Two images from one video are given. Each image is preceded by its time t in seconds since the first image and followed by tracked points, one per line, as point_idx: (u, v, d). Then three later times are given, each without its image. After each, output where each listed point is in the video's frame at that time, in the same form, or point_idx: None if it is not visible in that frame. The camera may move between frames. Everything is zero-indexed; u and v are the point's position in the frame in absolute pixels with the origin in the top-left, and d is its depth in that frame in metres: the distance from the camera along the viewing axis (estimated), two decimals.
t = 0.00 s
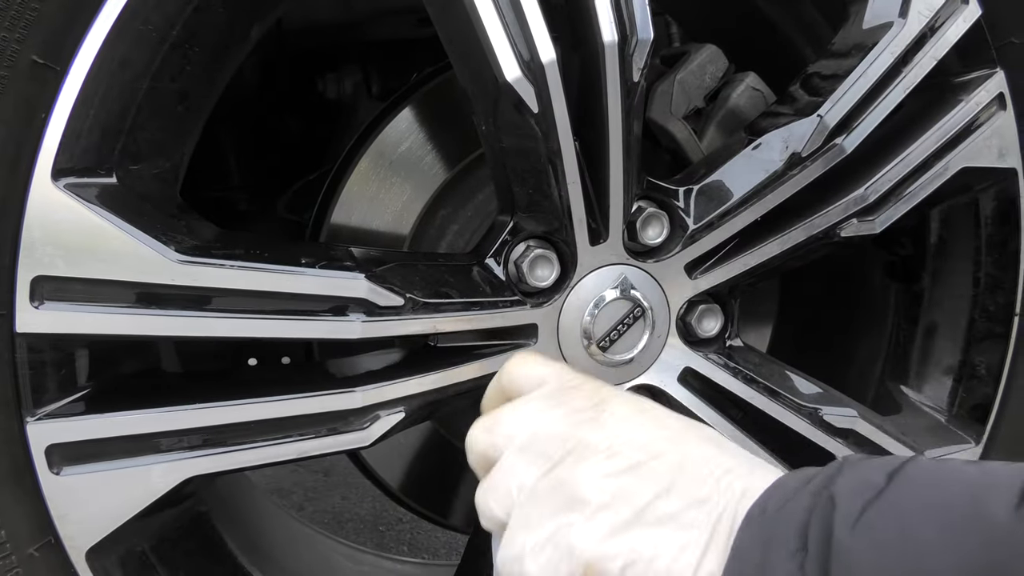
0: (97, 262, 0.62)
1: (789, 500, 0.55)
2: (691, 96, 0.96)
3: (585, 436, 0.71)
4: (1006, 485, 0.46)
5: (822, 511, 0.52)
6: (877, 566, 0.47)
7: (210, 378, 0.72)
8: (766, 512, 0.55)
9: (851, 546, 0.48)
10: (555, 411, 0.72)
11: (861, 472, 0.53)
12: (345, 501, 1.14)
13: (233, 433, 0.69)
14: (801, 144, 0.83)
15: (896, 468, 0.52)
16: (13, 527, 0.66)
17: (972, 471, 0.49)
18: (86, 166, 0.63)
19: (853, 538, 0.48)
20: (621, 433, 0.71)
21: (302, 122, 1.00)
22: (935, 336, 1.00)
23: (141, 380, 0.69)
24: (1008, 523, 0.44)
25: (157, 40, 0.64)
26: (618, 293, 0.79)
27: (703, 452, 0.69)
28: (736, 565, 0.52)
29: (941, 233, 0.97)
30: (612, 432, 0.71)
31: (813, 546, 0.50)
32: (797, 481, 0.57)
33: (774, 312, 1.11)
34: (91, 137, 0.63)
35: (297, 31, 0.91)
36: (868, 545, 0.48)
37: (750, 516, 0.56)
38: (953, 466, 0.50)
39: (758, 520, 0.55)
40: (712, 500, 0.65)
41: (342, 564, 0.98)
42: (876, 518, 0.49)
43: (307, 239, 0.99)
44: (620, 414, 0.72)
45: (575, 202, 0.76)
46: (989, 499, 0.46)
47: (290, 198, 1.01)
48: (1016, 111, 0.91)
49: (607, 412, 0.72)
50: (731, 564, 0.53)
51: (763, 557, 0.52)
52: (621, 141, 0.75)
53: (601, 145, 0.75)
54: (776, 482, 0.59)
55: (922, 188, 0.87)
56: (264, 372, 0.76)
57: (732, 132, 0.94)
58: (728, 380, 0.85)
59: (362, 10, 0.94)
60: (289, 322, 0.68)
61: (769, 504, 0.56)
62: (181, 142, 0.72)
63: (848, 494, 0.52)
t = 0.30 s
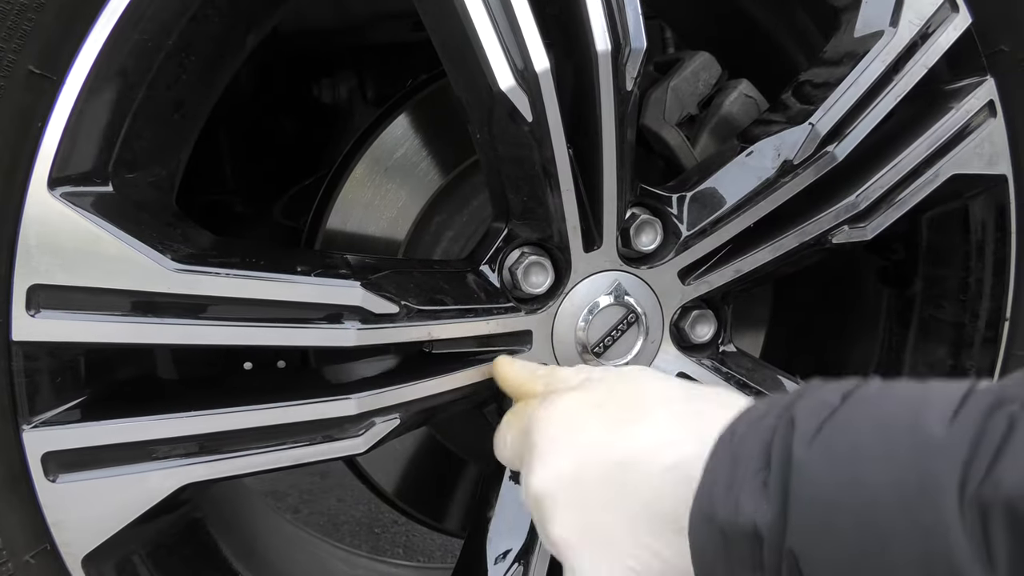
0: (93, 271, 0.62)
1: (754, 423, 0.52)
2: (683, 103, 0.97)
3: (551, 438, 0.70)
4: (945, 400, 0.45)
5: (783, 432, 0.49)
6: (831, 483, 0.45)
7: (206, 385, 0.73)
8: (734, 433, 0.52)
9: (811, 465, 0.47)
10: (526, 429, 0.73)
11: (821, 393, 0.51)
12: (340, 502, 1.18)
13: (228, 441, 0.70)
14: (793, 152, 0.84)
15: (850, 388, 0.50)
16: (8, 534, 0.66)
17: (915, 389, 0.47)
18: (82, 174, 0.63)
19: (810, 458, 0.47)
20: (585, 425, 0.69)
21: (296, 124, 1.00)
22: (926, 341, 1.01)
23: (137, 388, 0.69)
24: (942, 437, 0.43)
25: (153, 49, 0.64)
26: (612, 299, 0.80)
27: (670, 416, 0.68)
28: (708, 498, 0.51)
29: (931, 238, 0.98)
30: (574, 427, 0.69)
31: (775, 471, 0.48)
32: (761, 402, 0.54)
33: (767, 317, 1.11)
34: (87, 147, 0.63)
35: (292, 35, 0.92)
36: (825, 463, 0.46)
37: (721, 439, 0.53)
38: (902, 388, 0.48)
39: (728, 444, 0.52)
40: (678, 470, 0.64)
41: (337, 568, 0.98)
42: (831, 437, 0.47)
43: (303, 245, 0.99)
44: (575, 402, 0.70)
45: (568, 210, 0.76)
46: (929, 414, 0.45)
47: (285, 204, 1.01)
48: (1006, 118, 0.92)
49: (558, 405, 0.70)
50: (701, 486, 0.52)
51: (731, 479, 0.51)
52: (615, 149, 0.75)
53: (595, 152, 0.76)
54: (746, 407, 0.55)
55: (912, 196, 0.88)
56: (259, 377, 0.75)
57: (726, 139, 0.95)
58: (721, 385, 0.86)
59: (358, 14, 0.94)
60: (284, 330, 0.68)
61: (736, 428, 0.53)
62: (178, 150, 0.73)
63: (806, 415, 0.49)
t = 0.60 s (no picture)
0: (91, 272, 0.62)
1: (773, 486, 0.58)
2: (679, 104, 0.97)
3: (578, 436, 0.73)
4: (973, 466, 0.51)
5: (803, 495, 0.56)
6: (855, 543, 0.51)
7: (203, 386, 0.73)
8: (754, 494, 0.59)
9: (830, 525, 0.52)
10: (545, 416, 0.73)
11: (842, 459, 0.57)
12: (337, 504, 1.05)
13: (226, 442, 0.70)
14: (787, 153, 0.85)
15: (874, 452, 0.57)
16: (6, 535, 0.66)
17: (944, 455, 0.53)
18: (80, 177, 0.63)
19: (829, 520, 0.53)
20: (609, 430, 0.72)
21: (291, 126, 1.01)
22: (920, 340, 1.02)
23: (135, 389, 0.69)
24: (970, 499, 0.49)
25: (150, 53, 0.64)
26: (608, 299, 0.80)
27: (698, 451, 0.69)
28: (723, 545, 0.56)
29: (924, 238, 0.99)
30: (598, 431, 0.72)
31: (795, 528, 0.54)
32: (780, 465, 0.61)
33: (762, 317, 1.11)
34: (85, 149, 0.63)
35: (289, 36, 0.92)
36: (845, 525, 0.52)
37: (738, 500, 0.60)
38: (923, 452, 0.55)
39: (743, 507, 0.58)
40: (693, 496, 0.66)
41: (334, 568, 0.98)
42: (852, 504, 0.53)
43: (300, 246, 0.98)
44: (609, 413, 0.73)
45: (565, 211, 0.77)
46: (960, 478, 0.50)
47: (282, 205, 1.01)
48: (998, 119, 0.93)
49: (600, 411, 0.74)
50: (716, 552, 0.56)
51: (746, 538, 0.56)
52: (611, 150, 0.76)
53: (591, 153, 0.76)
54: (765, 469, 0.61)
55: (905, 197, 0.89)
56: (256, 377, 0.76)
57: (720, 140, 0.95)
58: (717, 385, 0.86)
59: (354, 16, 0.95)
60: (282, 331, 0.69)
61: (756, 488, 0.60)
62: (174, 153, 0.73)
63: (830, 479, 0.56)
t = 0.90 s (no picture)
0: (90, 273, 0.62)
1: (741, 430, 0.64)
2: (677, 104, 0.98)
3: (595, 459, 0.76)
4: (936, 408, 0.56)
5: (768, 441, 0.61)
6: (820, 489, 0.56)
7: (202, 386, 0.73)
8: (722, 440, 0.65)
9: (795, 471, 0.57)
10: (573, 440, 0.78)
11: (805, 400, 0.63)
12: (335, 505, 1.06)
13: (225, 442, 0.70)
14: (784, 152, 0.85)
15: (837, 394, 0.62)
16: (6, 536, 0.66)
17: (906, 397, 0.58)
18: (80, 178, 0.63)
19: (796, 463, 0.58)
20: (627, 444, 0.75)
21: (289, 127, 1.01)
22: (915, 339, 1.02)
23: (134, 389, 0.69)
24: (931, 441, 0.53)
25: (149, 53, 0.64)
26: (607, 299, 0.80)
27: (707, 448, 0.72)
28: (693, 491, 0.62)
29: (920, 237, 0.99)
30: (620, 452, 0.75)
31: (762, 471, 0.60)
32: (749, 411, 0.66)
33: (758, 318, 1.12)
34: (84, 150, 0.63)
35: (288, 37, 0.92)
36: (809, 471, 0.57)
37: (709, 445, 0.65)
38: (886, 392, 0.59)
39: (710, 451, 0.65)
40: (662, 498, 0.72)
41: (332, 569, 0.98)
42: (816, 445, 0.58)
43: (299, 247, 0.98)
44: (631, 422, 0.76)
45: (563, 211, 0.77)
46: (920, 419, 0.55)
47: (280, 206, 1.01)
48: (993, 119, 0.93)
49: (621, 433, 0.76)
50: (688, 501, 0.62)
51: (715, 486, 0.62)
52: (609, 150, 0.76)
53: (589, 153, 0.76)
54: (733, 413, 0.68)
55: (902, 197, 0.89)
56: (254, 378, 0.76)
57: (718, 140, 0.96)
58: (714, 384, 0.87)
59: (351, 17, 0.95)
60: (282, 332, 0.69)
61: (724, 433, 0.65)
62: (173, 153, 0.72)
63: (797, 423, 0.60)
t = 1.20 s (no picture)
0: (91, 272, 0.62)
1: (752, 460, 0.62)
2: (674, 104, 0.98)
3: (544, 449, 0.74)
4: (938, 437, 0.54)
5: (775, 470, 0.59)
6: (828, 520, 0.54)
7: (201, 385, 0.73)
8: (732, 471, 0.63)
9: (801, 500, 0.56)
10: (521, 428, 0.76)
11: (815, 431, 0.61)
12: (331, 505, 1.15)
13: (225, 441, 0.70)
14: (782, 152, 0.85)
15: (844, 426, 0.60)
16: (6, 535, 0.66)
17: (910, 427, 0.56)
18: (80, 177, 0.64)
19: (804, 493, 0.56)
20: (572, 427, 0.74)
21: (287, 126, 1.01)
22: (911, 338, 1.03)
23: (133, 389, 0.69)
24: (932, 469, 0.52)
25: (149, 53, 0.64)
26: (605, 298, 0.81)
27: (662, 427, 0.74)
28: (702, 521, 0.60)
29: (916, 236, 0.99)
30: (562, 441, 0.74)
31: (771, 501, 0.58)
32: (759, 442, 0.64)
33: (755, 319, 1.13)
34: (85, 149, 0.63)
35: (287, 36, 0.92)
36: (815, 500, 0.55)
37: (716, 479, 0.64)
38: (892, 425, 0.58)
39: (720, 482, 0.63)
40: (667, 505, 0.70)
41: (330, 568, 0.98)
42: (821, 475, 0.56)
43: (298, 246, 0.98)
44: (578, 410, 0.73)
45: (562, 210, 0.77)
46: (921, 450, 0.54)
47: (278, 206, 1.01)
48: (990, 119, 0.94)
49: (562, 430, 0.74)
50: (693, 533, 0.60)
51: (725, 513, 0.60)
52: (608, 149, 0.76)
53: (588, 152, 0.77)
54: (743, 444, 0.66)
55: (899, 196, 0.90)
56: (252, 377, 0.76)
57: (715, 139, 0.96)
58: (713, 383, 0.87)
59: (351, 17, 0.95)
60: (282, 331, 0.69)
61: (734, 464, 0.64)
62: (171, 153, 0.72)
63: (801, 454, 0.59)
